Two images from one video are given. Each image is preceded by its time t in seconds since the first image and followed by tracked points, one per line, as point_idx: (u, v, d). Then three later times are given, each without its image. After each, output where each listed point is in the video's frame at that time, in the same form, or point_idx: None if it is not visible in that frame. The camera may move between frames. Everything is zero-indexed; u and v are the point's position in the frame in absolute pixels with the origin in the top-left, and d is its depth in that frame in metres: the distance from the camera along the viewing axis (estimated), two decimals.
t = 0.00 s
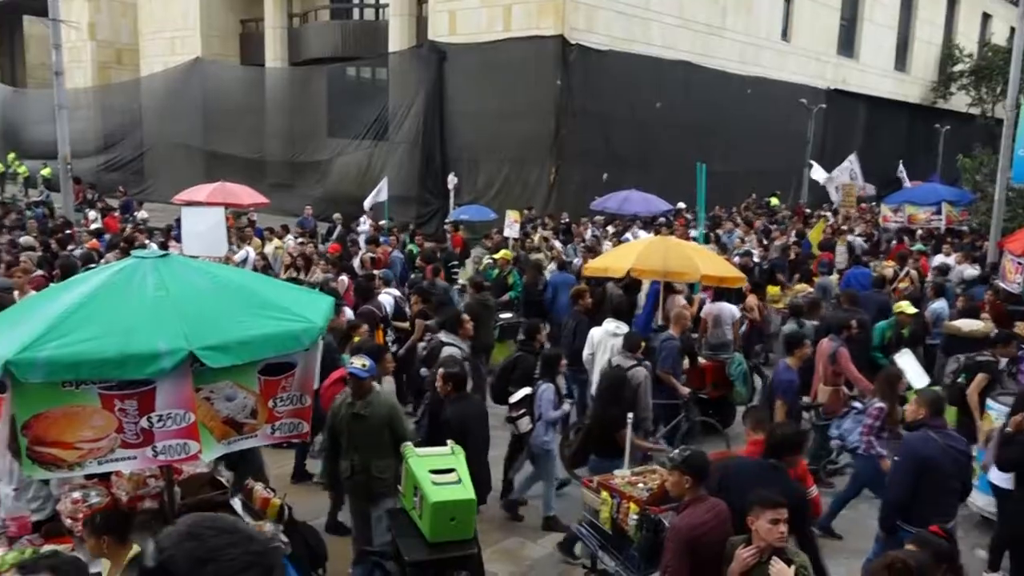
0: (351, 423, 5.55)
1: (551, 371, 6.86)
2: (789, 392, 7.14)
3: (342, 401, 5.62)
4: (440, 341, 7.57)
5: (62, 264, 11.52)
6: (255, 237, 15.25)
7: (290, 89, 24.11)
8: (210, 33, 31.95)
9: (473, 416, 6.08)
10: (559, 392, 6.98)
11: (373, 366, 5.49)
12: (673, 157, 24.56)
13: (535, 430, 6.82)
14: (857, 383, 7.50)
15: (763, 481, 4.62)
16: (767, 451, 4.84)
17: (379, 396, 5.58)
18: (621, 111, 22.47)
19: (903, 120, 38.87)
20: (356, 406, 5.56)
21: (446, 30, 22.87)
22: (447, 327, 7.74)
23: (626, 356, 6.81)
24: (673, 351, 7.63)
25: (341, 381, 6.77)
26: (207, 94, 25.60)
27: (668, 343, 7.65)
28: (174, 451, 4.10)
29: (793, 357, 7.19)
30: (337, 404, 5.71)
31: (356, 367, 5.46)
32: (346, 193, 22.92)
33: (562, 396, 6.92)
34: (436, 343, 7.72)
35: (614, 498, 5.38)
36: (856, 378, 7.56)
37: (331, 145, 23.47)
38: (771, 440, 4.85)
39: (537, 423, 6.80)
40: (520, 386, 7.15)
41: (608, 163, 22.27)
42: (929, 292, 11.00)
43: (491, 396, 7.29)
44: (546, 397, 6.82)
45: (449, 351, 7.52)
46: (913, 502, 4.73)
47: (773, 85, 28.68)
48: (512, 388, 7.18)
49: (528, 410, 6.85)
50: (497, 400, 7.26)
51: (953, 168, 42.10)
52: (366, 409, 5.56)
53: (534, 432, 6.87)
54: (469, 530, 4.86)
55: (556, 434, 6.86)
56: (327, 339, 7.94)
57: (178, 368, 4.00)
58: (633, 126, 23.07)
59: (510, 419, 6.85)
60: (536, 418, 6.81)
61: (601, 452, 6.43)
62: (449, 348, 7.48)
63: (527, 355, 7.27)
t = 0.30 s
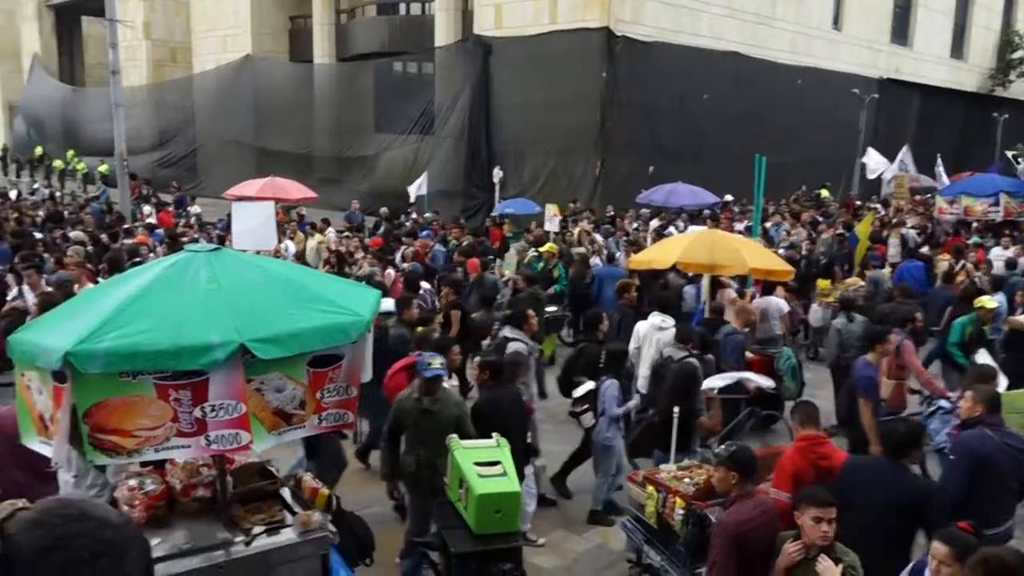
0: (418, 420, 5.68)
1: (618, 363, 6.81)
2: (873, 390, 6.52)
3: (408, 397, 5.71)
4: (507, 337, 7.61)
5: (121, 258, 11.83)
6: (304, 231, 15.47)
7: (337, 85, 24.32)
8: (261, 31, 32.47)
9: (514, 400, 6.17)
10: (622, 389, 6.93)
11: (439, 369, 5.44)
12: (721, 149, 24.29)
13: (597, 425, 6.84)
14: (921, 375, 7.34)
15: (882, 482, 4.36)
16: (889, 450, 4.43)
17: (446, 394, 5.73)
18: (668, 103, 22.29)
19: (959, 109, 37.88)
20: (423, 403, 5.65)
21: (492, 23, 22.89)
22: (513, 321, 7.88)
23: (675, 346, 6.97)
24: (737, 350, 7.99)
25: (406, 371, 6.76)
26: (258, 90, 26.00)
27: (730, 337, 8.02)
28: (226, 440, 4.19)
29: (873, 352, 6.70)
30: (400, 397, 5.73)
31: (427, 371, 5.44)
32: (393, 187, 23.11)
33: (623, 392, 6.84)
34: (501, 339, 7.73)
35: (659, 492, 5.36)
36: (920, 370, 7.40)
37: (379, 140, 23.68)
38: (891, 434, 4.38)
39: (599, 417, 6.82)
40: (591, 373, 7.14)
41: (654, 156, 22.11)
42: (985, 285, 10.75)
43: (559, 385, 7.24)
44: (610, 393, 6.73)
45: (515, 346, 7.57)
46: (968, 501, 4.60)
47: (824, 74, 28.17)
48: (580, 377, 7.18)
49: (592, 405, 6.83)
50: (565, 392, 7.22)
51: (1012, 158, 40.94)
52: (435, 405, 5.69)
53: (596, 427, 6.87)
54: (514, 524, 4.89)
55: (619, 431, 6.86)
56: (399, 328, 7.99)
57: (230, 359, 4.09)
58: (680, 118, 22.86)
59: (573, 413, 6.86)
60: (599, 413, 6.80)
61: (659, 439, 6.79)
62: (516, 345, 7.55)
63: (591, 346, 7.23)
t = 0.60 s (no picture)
0: (479, 410, 5.75)
1: (680, 355, 6.74)
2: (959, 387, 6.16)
3: (469, 386, 5.83)
4: (567, 322, 7.76)
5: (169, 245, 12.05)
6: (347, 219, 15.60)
7: (379, 73, 24.46)
8: (304, 21, 32.74)
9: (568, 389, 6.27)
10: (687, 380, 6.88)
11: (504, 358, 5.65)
12: (765, 135, 23.93)
13: (660, 416, 6.82)
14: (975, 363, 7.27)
15: (1006, 461, 4.67)
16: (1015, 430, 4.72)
17: (509, 385, 5.81)
18: (711, 89, 21.99)
19: (1013, 94, 36.80)
20: (485, 391, 5.77)
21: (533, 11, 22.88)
22: (574, 308, 7.87)
23: (732, 337, 7.15)
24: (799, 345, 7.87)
25: (463, 357, 6.92)
26: (301, 79, 26.23)
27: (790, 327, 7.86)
28: (268, 426, 4.24)
29: (959, 351, 6.35)
30: (459, 386, 5.86)
31: (493, 360, 5.65)
32: (434, 175, 23.17)
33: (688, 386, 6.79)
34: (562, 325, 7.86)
35: (701, 482, 5.32)
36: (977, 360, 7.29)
37: (419, 128, 23.77)
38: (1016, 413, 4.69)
39: (662, 410, 6.77)
40: (644, 357, 7.01)
41: (697, 143, 21.85)
42: None
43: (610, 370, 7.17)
44: (676, 385, 6.66)
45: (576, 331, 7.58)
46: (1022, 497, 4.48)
47: (872, 58, 27.56)
48: (636, 361, 7.03)
49: (654, 396, 6.91)
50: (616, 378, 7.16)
51: None
52: (496, 397, 5.78)
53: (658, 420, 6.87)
54: (554, 512, 4.88)
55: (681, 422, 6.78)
56: (457, 317, 8.15)
57: (273, 346, 4.14)
58: (724, 104, 22.55)
59: (636, 405, 6.98)
60: (662, 405, 6.81)
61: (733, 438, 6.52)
62: (575, 330, 7.69)
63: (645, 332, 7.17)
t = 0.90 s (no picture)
0: (524, 400, 5.86)
1: (740, 345, 6.82)
2: None
3: (513, 376, 5.92)
4: (623, 316, 7.62)
5: (209, 236, 12.22)
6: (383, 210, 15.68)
7: (415, 65, 24.54)
8: (340, 12, 32.91)
9: (617, 381, 6.40)
10: (747, 370, 6.97)
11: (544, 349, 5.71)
12: (805, 126, 23.57)
13: (720, 407, 6.93)
14: None
15: None
16: None
17: (551, 374, 5.90)
18: (750, 79, 21.70)
19: None
20: (528, 381, 5.86)
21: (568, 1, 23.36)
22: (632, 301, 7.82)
23: (788, 329, 7.02)
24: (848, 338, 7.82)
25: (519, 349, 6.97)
26: (337, 70, 26.38)
27: (842, 321, 7.88)
28: (304, 416, 4.29)
29: None
30: (502, 378, 5.94)
31: (529, 351, 5.70)
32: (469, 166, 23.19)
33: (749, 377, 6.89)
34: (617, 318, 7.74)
35: (735, 477, 5.27)
36: None
37: (455, 119, 23.80)
38: None
39: (721, 399, 6.90)
40: (696, 353, 7.05)
41: (735, 134, 21.59)
42: None
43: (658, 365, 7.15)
44: (734, 372, 6.80)
45: (631, 326, 7.49)
46: None
47: (916, 47, 26.98)
48: (690, 358, 7.06)
49: (713, 387, 6.96)
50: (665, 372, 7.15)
51: None
52: (540, 386, 5.90)
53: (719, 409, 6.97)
54: (588, 504, 4.87)
55: (741, 412, 6.91)
56: (508, 304, 8.11)
57: (310, 336, 4.18)
58: (763, 94, 22.24)
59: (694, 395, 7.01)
60: (722, 395, 6.90)
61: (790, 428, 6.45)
62: (631, 323, 7.53)
63: (695, 325, 7.11)
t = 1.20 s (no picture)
0: (567, 398, 5.87)
1: (801, 350, 6.97)
2: None
3: (555, 376, 5.93)
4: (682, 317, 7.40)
5: (249, 233, 12.39)
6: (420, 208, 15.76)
7: (453, 64, 24.65)
8: (379, 11, 33.15)
9: (669, 380, 6.40)
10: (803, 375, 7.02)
11: (583, 341, 5.79)
12: (846, 126, 23.23)
13: (775, 410, 6.98)
14: None
15: None
16: None
17: (592, 371, 5.90)
18: (790, 78, 21.45)
19: None
20: (568, 381, 5.88)
21: None
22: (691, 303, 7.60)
23: (841, 331, 6.88)
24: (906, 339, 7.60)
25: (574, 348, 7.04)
26: (376, 69, 26.57)
27: (898, 318, 7.73)
28: (340, 412, 4.33)
29: None
30: (544, 377, 5.97)
31: (565, 344, 5.80)
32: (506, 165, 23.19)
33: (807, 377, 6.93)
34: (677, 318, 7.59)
35: (772, 480, 5.23)
36: None
37: (492, 118, 23.83)
38: None
39: (776, 401, 6.94)
40: (750, 360, 7.08)
41: (775, 133, 21.33)
42: None
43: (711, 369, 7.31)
44: (794, 376, 6.83)
45: (691, 328, 7.31)
46: None
47: (963, 45, 26.45)
48: (744, 364, 7.12)
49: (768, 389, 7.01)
50: (717, 376, 7.29)
51: None
52: (581, 385, 5.89)
53: (774, 412, 7.05)
54: (620, 505, 4.85)
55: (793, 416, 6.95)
56: (556, 302, 8.29)
57: (347, 333, 4.22)
58: (804, 93, 21.96)
59: (747, 396, 7.03)
60: (777, 397, 6.95)
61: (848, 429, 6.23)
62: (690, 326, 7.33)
63: (749, 330, 7.13)
